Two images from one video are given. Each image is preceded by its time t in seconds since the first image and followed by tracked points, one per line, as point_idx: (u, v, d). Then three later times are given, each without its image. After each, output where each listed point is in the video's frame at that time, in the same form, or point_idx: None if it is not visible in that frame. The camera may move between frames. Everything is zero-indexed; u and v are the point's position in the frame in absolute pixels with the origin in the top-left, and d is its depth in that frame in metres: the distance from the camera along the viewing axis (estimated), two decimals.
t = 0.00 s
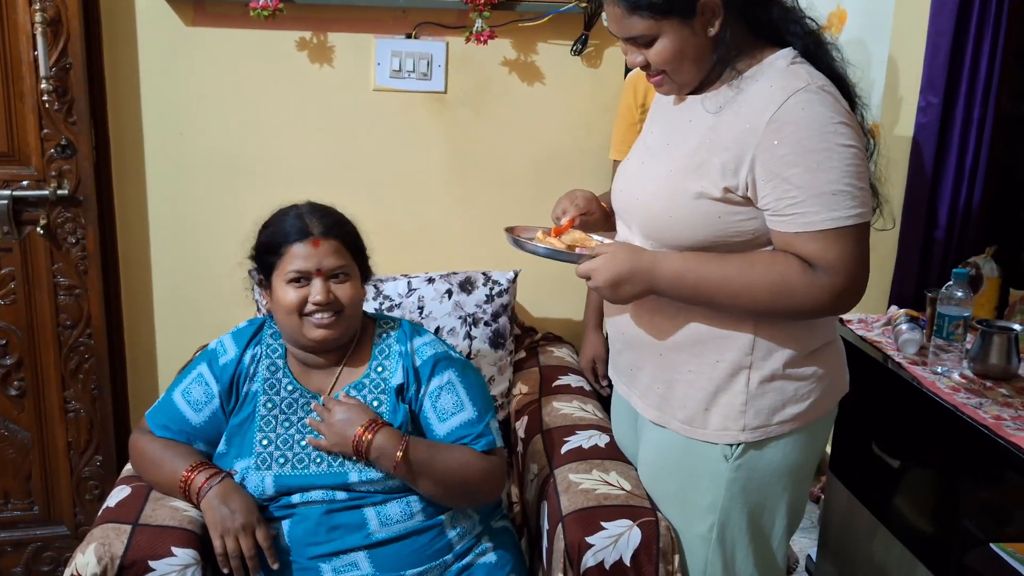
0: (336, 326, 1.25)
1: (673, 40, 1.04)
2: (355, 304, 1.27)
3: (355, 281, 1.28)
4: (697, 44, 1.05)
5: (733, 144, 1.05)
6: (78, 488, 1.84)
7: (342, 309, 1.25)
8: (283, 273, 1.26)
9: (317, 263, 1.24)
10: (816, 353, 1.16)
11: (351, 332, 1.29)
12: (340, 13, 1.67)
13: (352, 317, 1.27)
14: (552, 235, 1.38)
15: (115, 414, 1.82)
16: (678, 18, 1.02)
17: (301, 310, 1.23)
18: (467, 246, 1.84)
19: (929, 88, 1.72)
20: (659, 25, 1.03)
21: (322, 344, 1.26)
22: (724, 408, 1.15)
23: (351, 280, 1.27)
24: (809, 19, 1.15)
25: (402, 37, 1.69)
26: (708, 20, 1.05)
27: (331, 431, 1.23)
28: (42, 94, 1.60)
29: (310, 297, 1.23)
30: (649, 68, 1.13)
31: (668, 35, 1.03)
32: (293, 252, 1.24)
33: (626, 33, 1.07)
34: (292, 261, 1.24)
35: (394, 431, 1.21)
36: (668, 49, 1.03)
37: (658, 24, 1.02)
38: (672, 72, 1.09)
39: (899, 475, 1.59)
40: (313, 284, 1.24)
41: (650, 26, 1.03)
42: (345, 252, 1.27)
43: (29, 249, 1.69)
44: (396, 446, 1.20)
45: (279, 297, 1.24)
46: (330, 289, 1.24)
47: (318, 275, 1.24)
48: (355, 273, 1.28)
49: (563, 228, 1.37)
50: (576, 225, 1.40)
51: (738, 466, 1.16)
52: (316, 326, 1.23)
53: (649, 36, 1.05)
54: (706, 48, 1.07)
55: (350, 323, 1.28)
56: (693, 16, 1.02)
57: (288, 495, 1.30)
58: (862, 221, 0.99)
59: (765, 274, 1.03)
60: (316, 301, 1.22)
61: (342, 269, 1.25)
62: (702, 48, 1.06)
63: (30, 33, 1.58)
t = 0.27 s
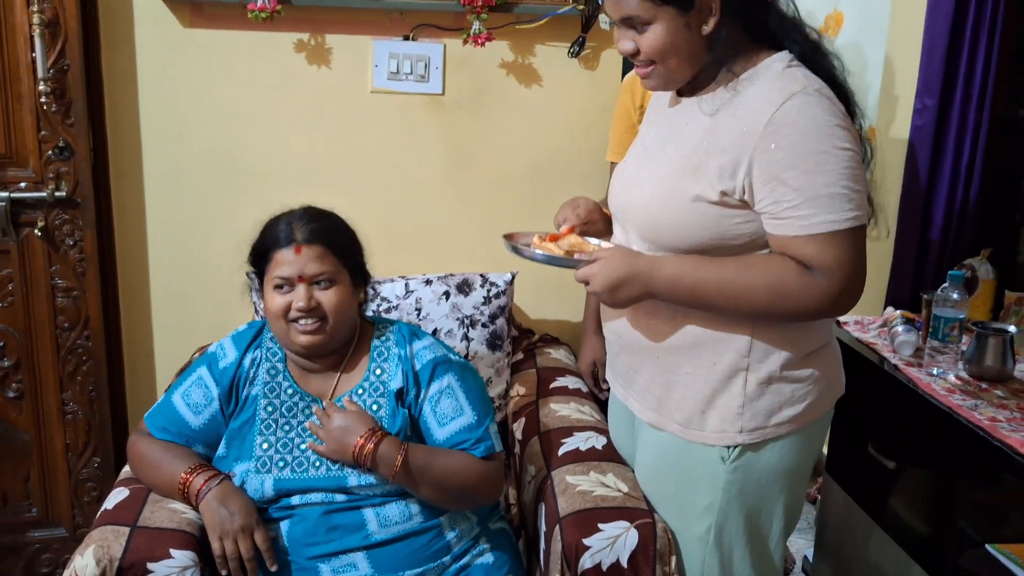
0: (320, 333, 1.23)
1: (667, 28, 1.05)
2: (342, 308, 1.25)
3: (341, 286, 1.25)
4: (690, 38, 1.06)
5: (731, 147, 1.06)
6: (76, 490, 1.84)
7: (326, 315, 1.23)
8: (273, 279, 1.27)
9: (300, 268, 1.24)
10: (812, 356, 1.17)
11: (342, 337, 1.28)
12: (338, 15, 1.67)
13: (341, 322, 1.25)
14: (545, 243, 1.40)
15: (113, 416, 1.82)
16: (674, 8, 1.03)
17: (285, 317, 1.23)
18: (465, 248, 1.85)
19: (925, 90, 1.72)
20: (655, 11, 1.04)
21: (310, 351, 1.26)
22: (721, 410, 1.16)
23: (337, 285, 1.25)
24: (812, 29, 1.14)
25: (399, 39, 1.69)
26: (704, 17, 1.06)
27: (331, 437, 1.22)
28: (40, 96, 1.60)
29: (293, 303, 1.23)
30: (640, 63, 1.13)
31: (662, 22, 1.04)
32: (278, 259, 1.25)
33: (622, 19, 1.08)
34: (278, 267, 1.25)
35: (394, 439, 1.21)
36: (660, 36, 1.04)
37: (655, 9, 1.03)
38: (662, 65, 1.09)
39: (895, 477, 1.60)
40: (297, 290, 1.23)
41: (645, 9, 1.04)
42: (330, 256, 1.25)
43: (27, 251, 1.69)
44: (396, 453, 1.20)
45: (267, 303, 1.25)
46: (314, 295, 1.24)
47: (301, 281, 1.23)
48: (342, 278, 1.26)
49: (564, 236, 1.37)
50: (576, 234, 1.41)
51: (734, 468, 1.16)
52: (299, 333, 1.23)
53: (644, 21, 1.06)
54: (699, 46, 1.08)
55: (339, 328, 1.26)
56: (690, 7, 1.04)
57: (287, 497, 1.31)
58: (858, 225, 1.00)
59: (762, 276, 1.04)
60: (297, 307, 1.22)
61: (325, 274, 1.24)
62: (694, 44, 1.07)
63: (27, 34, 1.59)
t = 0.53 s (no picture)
0: (303, 351, 1.24)
1: (667, 39, 1.05)
2: (327, 326, 1.25)
3: (326, 303, 1.26)
4: (691, 48, 1.07)
5: (728, 160, 1.06)
6: (74, 503, 1.85)
7: (309, 332, 1.24)
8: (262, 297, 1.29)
9: (284, 287, 1.25)
10: (806, 371, 1.17)
11: (332, 354, 1.28)
12: (337, 30, 1.68)
13: (328, 339, 1.26)
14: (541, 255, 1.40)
15: (111, 429, 1.83)
16: (675, 18, 1.04)
17: (271, 335, 1.24)
18: (463, 261, 1.85)
19: (920, 104, 1.74)
20: (656, 20, 1.04)
21: (296, 368, 1.27)
22: (716, 425, 1.16)
23: (322, 302, 1.25)
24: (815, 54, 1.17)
25: (398, 54, 1.70)
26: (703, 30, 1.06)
27: (329, 453, 1.22)
28: (40, 110, 1.62)
29: (276, 322, 1.24)
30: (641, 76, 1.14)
31: (663, 33, 1.04)
32: (266, 278, 1.27)
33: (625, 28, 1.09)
34: (265, 285, 1.27)
35: (394, 460, 1.21)
36: (662, 46, 1.04)
37: (656, 17, 1.03)
38: (661, 76, 1.10)
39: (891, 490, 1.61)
40: (281, 309, 1.25)
41: (647, 20, 1.05)
42: (314, 274, 1.26)
43: (26, 264, 1.70)
44: (395, 474, 1.20)
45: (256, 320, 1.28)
46: (297, 314, 1.25)
47: (284, 300, 1.25)
48: (328, 295, 1.26)
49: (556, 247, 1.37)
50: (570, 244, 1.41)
51: (730, 482, 1.17)
52: (282, 350, 1.24)
53: (645, 31, 1.06)
54: (698, 60, 1.09)
55: (327, 345, 1.26)
56: (691, 17, 1.04)
57: (286, 511, 1.31)
58: (851, 241, 1.00)
59: (756, 291, 1.04)
60: (280, 326, 1.23)
61: (307, 292, 1.25)
62: (694, 54, 1.07)
63: (28, 49, 1.60)
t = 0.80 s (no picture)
0: (299, 373, 1.25)
1: (662, 79, 1.07)
2: (324, 348, 1.26)
3: (322, 325, 1.26)
4: (685, 85, 1.09)
5: (724, 184, 1.07)
6: (72, 522, 1.85)
7: (305, 355, 1.25)
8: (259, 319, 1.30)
9: (280, 311, 1.26)
10: (801, 394, 1.17)
11: (329, 375, 1.29)
12: (337, 54, 1.71)
13: (325, 361, 1.26)
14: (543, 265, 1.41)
15: (109, 448, 1.83)
16: (669, 58, 1.06)
17: (268, 358, 1.25)
18: (461, 281, 1.87)
19: (913, 128, 1.76)
20: (649, 62, 1.07)
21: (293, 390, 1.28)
22: (711, 447, 1.15)
23: (318, 325, 1.26)
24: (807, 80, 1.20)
25: (397, 77, 1.73)
26: (697, 65, 1.08)
27: (325, 482, 1.19)
28: (43, 132, 1.64)
29: (272, 345, 1.25)
30: (639, 110, 1.16)
31: (658, 73, 1.07)
32: (262, 301, 1.28)
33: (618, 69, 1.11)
34: (262, 308, 1.27)
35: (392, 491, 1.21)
36: (656, 87, 1.07)
37: (649, 59, 1.05)
38: (658, 113, 1.12)
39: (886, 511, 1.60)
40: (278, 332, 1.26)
41: (642, 61, 1.07)
42: (309, 297, 1.27)
43: (27, 284, 1.72)
44: (393, 505, 1.20)
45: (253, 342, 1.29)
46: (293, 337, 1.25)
47: (280, 324, 1.25)
48: (324, 317, 1.27)
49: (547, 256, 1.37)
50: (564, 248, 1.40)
51: (726, 505, 1.16)
52: (279, 373, 1.25)
53: (640, 73, 1.08)
54: (694, 93, 1.11)
55: (325, 367, 1.27)
56: (683, 56, 1.06)
57: (284, 531, 1.32)
58: (845, 266, 1.00)
59: (752, 314, 1.04)
60: (276, 350, 1.24)
61: (303, 316, 1.25)
62: (688, 90, 1.09)
63: (32, 72, 1.63)
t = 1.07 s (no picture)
0: (318, 388, 1.28)
1: (662, 108, 1.10)
2: (338, 364, 1.30)
3: (337, 342, 1.30)
4: (683, 114, 1.11)
5: (719, 211, 1.09)
6: (73, 537, 1.86)
7: (324, 370, 1.28)
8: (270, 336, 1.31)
9: (297, 327, 1.29)
10: (796, 416, 1.18)
11: (341, 390, 1.32)
12: (341, 79, 1.75)
13: (338, 377, 1.30)
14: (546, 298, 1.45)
15: (111, 464, 1.85)
16: (667, 88, 1.09)
17: (285, 374, 1.27)
18: (461, 302, 1.90)
19: (906, 155, 1.81)
20: (648, 92, 1.10)
21: (307, 406, 1.30)
22: (705, 467, 1.16)
23: (333, 341, 1.30)
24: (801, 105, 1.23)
25: (400, 101, 1.77)
26: (694, 94, 1.11)
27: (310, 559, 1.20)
28: (52, 153, 1.68)
29: (291, 361, 1.27)
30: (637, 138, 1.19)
31: (656, 103, 1.10)
32: (276, 318, 1.30)
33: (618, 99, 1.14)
34: (276, 326, 1.29)
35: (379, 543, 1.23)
36: (655, 116, 1.10)
37: (648, 90, 1.08)
38: (658, 140, 1.15)
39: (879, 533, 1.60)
40: (295, 348, 1.28)
41: (641, 92, 1.10)
42: (324, 314, 1.30)
43: (33, 302, 1.75)
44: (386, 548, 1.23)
45: (266, 359, 1.30)
46: (311, 353, 1.28)
47: (298, 340, 1.28)
48: (338, 334, 1.31)
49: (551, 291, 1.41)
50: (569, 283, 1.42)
51: (719, 524, 1.17)
52: (297, 389, 1.27)
53: (639, 103, 1.11)
54: (691, 121, 1.13)
55: (336, 383, 1.30)
56: (682, 86, 1.09)
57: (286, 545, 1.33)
58: (837, 291, 1.02)
59: (745, 338, 1.05)
60: (295, 365, 1.26)
61: (320, 332, 1.28)
62: (687, 118, 1.12)
63: (43, 95, 1.67)
